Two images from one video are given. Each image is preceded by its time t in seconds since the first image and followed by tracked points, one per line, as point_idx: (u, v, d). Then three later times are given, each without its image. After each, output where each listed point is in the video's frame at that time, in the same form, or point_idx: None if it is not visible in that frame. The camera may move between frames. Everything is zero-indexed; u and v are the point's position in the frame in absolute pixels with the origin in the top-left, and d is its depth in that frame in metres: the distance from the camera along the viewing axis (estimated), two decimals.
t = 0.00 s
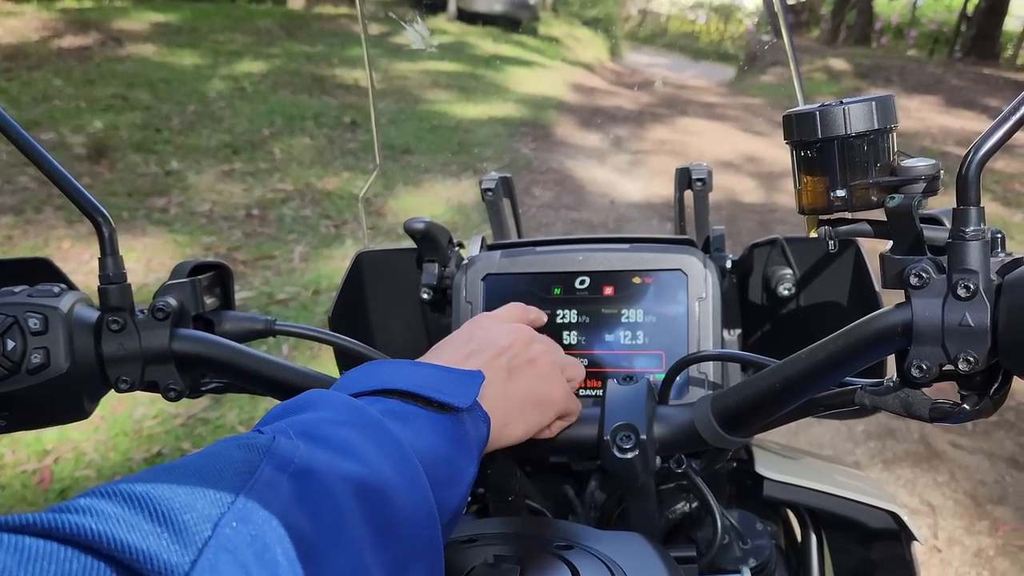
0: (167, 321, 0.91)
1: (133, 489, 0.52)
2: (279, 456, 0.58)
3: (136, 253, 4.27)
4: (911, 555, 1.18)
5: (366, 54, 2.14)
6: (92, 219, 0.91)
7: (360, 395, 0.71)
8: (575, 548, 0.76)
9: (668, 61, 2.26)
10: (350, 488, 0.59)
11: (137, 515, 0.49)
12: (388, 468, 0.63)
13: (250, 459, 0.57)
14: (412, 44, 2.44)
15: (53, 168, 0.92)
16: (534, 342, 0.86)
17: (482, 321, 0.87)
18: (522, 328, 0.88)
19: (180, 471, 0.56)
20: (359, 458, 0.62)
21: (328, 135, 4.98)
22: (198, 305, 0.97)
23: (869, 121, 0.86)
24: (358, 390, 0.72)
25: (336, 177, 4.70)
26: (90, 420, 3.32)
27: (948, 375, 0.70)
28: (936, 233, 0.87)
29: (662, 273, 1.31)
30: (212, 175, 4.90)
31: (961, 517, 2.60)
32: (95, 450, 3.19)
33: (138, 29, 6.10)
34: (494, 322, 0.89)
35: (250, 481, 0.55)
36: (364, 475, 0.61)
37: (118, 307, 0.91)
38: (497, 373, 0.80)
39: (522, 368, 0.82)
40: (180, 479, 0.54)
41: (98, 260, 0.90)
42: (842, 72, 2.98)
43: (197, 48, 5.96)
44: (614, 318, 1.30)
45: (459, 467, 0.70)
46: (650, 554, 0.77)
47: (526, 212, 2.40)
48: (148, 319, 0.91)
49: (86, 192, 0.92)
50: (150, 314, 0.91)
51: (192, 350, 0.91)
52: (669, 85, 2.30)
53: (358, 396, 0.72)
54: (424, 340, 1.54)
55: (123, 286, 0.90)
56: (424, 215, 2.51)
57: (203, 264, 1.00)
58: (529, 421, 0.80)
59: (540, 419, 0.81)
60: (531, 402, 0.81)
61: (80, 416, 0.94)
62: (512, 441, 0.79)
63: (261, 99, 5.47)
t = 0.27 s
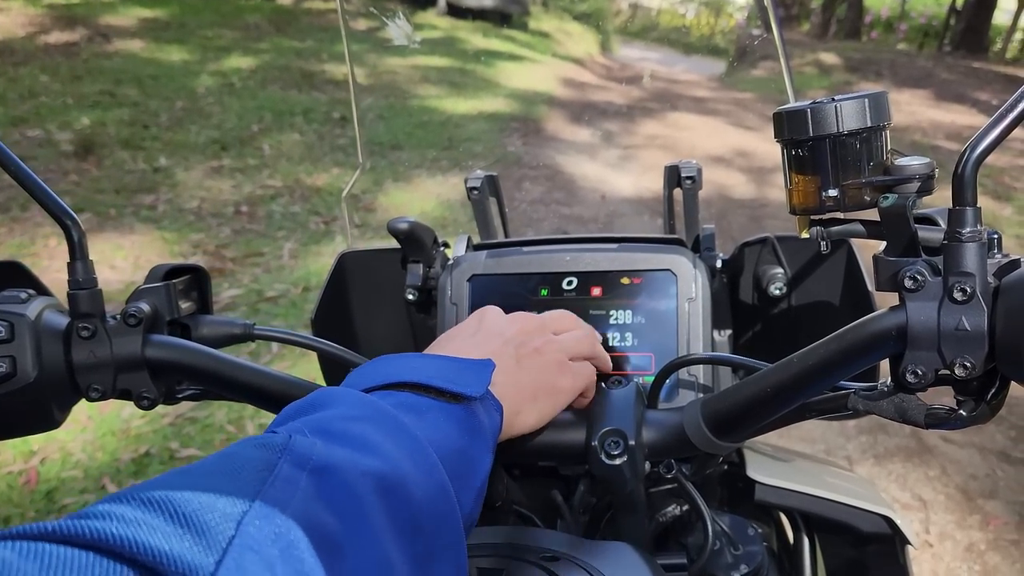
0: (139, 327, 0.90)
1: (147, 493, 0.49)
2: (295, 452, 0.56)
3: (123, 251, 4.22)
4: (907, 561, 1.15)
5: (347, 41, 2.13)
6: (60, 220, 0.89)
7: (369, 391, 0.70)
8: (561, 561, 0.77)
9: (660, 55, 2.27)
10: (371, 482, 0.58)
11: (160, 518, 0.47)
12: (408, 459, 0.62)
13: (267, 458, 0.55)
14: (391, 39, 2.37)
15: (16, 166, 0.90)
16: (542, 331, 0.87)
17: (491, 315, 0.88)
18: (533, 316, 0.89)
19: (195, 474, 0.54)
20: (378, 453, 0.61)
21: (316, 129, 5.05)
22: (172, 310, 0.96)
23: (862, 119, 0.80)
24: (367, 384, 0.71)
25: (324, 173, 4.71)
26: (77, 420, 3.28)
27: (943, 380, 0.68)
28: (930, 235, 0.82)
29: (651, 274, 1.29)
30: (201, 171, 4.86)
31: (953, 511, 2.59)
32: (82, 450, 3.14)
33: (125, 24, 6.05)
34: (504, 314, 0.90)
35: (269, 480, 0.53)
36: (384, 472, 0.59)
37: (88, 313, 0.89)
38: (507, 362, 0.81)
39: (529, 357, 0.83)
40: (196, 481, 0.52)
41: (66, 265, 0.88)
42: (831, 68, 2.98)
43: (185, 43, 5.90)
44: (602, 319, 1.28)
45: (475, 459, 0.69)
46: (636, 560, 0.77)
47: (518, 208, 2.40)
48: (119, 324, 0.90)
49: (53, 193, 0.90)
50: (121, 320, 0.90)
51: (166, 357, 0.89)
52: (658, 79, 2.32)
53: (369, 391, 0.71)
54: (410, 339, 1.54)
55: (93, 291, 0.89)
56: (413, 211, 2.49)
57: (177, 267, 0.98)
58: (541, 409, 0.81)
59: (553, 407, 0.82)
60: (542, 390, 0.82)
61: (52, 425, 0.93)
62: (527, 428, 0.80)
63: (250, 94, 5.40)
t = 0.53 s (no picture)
0: (114, 332, 0.88)
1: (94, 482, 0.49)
2: (248, 435, 0.56)
3: (113, 249, 4.20)
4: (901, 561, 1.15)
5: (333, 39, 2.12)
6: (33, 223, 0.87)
7: (326, 366, 0.72)
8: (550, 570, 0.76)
9: (651, 51, 2.23)
10: (327, 459, 0.59)
11: (106, 510, 0.47)
12: (364, 432, 0.64)
13: (219, 441, 0.56)
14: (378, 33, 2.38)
15: None
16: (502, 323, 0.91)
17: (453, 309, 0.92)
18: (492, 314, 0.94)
19: (143, 463, 0.53)
20: (334, 428, 0.62)
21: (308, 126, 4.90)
22: (149, 314, 0.94)
23: (860, 116, 0.78)
24: (324, 361, 0.73)
25: (316, 171, 4.48)
26: (66, 420, 3.24)
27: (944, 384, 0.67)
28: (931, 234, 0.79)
29: (641, 274, 1.28)
30: (191, 168, 4.81)
31: (946, 507, 2.58)
32: (71, 451, 3.10)
33: (114, 20, 6.01)
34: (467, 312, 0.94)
35: (221, 463, 0.54)
36: (340, 448, 0.61)
37: (62, 317, 0.87)
38: (468, 341, 0.85)
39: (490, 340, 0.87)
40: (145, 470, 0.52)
41: (39, 268, 0.87)
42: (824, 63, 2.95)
43: (176, 39, 5.84)
44: (593, 319, 1.26)
45: (432, 431, 0.71)
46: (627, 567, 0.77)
47: (510, 204, 2.44)
48: (94, 329, 0.88)
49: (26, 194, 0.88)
50: (96, 324, 0.88)
51: (142, 362, 0.88)
52: (651, 75, 2.28)
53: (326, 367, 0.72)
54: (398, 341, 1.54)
55: (67, 295, 0.87)
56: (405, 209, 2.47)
57: (156, 269, 0.97)
58: (503, 381, 0.84)
59: (517, 381, 0.85)
60: (504, 365, 0.85)
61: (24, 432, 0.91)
62: (488, 401, 0.83)
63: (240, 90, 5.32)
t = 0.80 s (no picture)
0: (103, 336, 0.88)
1: None
2: None
3: (106, 248, 4.17)
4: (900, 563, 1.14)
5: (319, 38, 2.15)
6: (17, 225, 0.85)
7: (301, 485, 0.68)
8: None
9: (646, 48, 2.23)
10: None
11: None
12: None
13: None
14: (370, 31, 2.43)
15: None
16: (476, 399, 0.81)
17: (418, 381, 0.81)
18: (458, 386, 0.83)
19: None
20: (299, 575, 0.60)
21: (303, 124, 4.91)
22: (138, 317, 0.94)
23: (859, 115, 0.76)
24: (295, 479, 0.68)
25: (310, 168, 4.53)
26: (59, 421, 3.21)
27: (944, 388, 0.66)
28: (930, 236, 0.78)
29: (636, 274, 1.27)
30: (184, 166, 4.79)
31: (941, 505, 2.58)
32: (64, 451, 3.06)
33: (107, 19, 5.98)
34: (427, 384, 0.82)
35: None
36: None
37: (48, 321, 0.86)
38: (441, 443, 0.75)
39: (464, 435, 0.77)
40: None
41: (24, 271, 0.85)
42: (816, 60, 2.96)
43: (168, 37, 5.80)
44: (586, 320, 1.27)
45: (407, 563, 0.67)
46: None
47: (506, 203, 2.35)
48: (82, 333, 0.87)
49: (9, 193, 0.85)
50: (84, 327, 0.87)
51: (133, 366, 0.87)
52: (645, 72, 2.26)
53: (297, 487, 0.68)
54: (392, 342, 1.54)
55: (53, 298, 0.86)
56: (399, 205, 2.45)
57: (145, 271, 0.96)
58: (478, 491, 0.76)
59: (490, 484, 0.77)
60: (479, 469, 0.76)
61: (9, 439, 0.88)
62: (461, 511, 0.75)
63: (234, 87, 5.30)
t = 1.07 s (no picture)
0: (94, 336, 0.87)
1: None
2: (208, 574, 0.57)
3: (101, 247, 4.16)
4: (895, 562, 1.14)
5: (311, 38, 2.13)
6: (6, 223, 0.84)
7: (305, 485, 0.68)
8: None
9: (641, 46, 2.21)
10: None
11: None
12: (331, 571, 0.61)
13: None
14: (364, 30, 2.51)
15: None
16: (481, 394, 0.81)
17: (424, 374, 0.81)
18: (465, 377, 0.82)
19: None
20: (299, 567, 0.60)
21: (298, 122, 4.93)
22: (130, 317, 0.93)
23: (854, 114, 0.76)
24: (299, 479, 0.68)
25: (306, 166, 4.55)
26: (53, 420, 3.20)
27: (940, 388, 0.66)
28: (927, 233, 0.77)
29: (631, 273, 1.27)
30: (180, 164, 4.77)
31: (936, 501, 2.58)
32: (59, 450, 3.04)
33: (101, 16, 5.96)
34: (432, 375, 0.82)
35: None
36: None
37: (38, 322, 0.85)
38: (447, 443, 0.75)
39: (469, 434, 0.77)
40: None
41: (14, 271, 0.85)
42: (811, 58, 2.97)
43: (163, 35, 5.79)
44: (581, 319, 1.27)
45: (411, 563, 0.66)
46: None
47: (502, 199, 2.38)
48: (73, 334, 0.87)
49: None
50: (75, 329, 0.87)
51: (125, 367, 0.87)
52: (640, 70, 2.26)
53: (303, 485, 0.68)
54: (387, 341, 1.54)
55: (44, 299, 0.85)
56: (395, 202, 2.45)
57: (138, 271, 0.96)
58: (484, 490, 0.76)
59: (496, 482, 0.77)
60: (484, 468, 0.76)
61: None
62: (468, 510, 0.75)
63: (229, 85, 5.29)
